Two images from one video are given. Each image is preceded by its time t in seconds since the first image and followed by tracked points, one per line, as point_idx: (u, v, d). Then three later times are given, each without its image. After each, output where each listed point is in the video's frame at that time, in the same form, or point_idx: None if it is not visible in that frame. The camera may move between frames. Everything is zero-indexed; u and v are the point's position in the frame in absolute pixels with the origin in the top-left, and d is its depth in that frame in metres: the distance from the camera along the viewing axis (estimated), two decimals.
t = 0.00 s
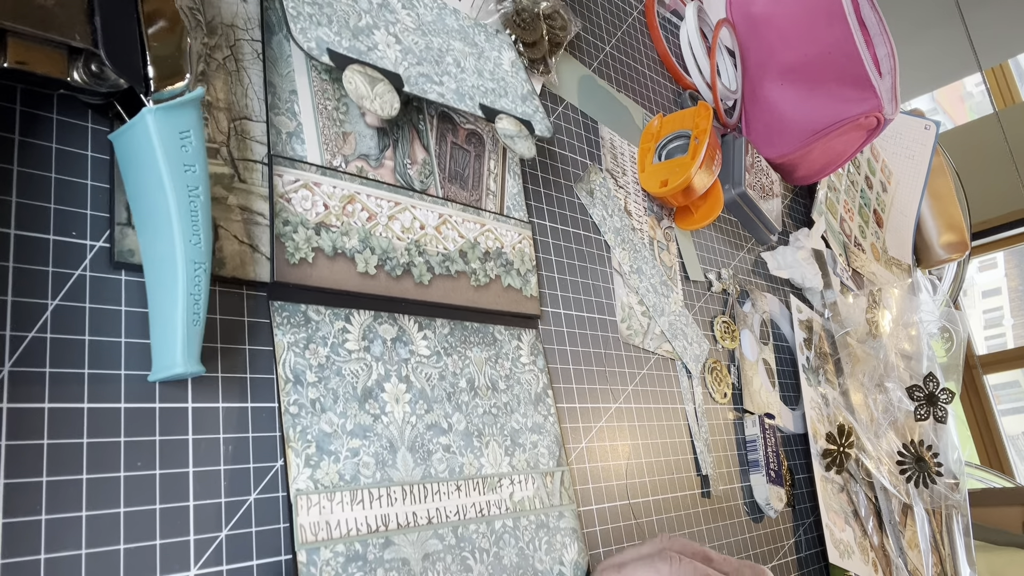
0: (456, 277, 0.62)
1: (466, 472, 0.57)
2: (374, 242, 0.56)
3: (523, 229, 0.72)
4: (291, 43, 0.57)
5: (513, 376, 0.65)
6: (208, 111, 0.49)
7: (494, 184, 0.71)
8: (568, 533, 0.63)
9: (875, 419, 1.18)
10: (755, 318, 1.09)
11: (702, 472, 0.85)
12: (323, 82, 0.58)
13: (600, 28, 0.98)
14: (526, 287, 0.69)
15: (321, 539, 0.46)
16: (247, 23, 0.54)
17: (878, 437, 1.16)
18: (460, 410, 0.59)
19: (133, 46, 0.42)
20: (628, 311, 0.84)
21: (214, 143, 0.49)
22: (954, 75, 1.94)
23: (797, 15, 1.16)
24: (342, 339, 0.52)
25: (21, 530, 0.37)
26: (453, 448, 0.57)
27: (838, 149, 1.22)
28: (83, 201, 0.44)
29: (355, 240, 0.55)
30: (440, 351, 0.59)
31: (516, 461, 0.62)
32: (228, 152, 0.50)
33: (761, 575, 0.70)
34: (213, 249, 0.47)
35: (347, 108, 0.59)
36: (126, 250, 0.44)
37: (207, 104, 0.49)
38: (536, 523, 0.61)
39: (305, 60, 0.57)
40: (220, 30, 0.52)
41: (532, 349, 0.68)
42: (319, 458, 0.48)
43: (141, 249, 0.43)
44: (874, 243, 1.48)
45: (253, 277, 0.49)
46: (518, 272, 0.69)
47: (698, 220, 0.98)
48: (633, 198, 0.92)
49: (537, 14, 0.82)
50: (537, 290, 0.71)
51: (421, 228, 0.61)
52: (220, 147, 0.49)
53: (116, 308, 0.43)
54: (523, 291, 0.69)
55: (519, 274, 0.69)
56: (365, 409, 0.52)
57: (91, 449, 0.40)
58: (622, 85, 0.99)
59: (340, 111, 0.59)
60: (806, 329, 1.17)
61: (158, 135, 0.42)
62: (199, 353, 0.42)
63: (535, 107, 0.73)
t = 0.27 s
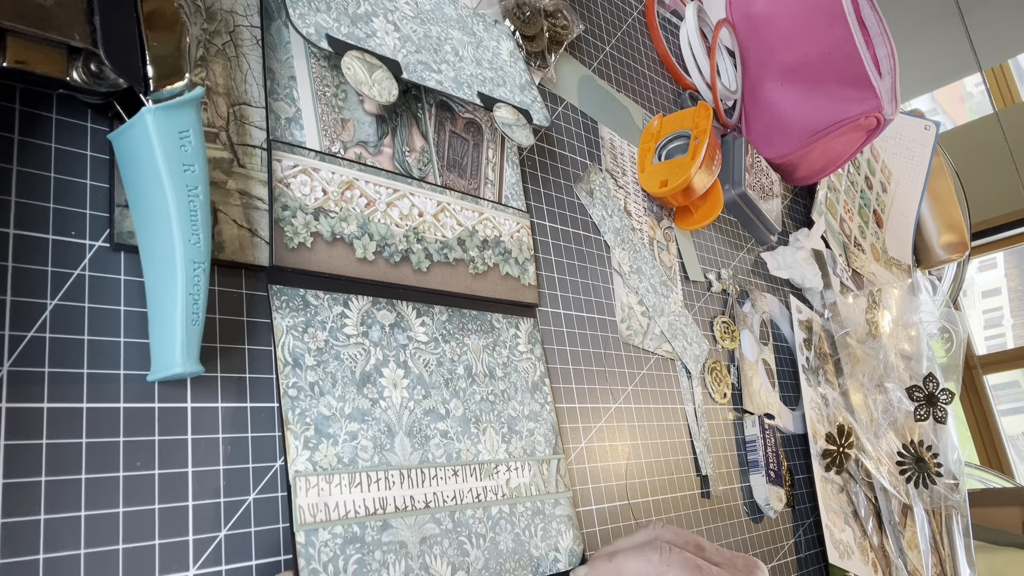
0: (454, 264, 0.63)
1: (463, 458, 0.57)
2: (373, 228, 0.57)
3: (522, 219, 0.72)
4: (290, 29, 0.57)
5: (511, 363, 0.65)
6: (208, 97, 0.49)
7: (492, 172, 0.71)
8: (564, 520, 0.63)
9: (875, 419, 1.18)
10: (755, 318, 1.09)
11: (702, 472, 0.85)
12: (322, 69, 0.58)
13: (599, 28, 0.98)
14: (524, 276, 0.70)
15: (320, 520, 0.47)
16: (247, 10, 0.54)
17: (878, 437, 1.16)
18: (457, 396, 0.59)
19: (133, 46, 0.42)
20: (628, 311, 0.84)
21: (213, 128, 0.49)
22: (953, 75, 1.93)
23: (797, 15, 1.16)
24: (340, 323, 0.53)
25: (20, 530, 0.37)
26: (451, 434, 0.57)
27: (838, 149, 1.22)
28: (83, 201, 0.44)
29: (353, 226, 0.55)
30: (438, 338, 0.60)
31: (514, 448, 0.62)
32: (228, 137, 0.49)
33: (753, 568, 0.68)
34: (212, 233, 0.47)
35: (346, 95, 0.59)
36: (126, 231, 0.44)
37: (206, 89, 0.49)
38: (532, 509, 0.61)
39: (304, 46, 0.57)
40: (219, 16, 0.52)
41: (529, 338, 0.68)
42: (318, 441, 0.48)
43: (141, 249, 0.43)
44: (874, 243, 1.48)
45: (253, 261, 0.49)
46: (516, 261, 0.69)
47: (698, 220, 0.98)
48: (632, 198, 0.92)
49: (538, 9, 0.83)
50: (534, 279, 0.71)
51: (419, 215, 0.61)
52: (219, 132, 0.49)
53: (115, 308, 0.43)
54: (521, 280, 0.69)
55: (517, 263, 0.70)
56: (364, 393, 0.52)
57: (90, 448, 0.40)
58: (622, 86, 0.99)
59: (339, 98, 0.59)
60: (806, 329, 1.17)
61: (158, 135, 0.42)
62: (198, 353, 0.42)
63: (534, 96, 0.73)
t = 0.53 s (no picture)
0: (454, 265, 0.63)
1: (461, 459, 0.57)
2: (373, 228, 0.57)
3: (522, 219, 0.72)
4: (289, 30, 0.57)
5: (511, 364, 0.65)
6: (208, 97, 0.49)
7: (493, 173, 0.71)
8: (562, 521, 0.63)
9: (875, 420, 1.18)
10: (755, 319, 1.09)
11: (702, 472, 0.85)
12: (322, 70, 0.58)
13: (600, 28, 0.98)
14: (524, 276, 0.70)
15: (316, 522, 0.46)
16: (247, 9, 0.54)
17: (878, 437, 1.16)
18: (456, 397, 0.59)
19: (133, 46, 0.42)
20: (628, 311, 0.84)
21: (213, 129, 0.49)
22: (953, 76, 1.93)
23: (797, 15, 1.16)
24: (340, 325, 0.53)
25: (20, 530, 0.37)
26: (450, 435, 0.57)
27: (838, 149, 1.22)
28: (83, 201, 0.44)
29: (354, 226, 0.55)
30: (438, 338, 0.59)
31: (512, 449, 0.62)
32: (228, 137, 0.49)
33: None
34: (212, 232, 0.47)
35: (346, 95, 0.59)
36: (126, 231, 0.44)
37: (207, 89, 0.49)
38: (530, 510, 0.61)
39: (304, 47, 0.57)
40: (219, 16, 0.52)
41: (529, 339, 0.68)
42: (316, 442, 0.48)
43: (141, 250, 0.43)
44: (874, 243, 1.48)
45: (253, 262, 0.48)
46: (516, 261, 0.69)
47: (698, 220, 0.98)
48: (632, 198, 0.92)
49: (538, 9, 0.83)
50: (535, 279, 0.71)
51: (419, 216, 0.61)
52: (220, 132, 0.49)
53: (115, 308, 0.43)
54: (521, 281, 0.69)
55: (517, 263, 0.69)
56: (362, 394, 0.52)
57: (90, 449, 0.40)
58: (622, 86, 0.99)
59: (339, 99, 0.59)
60: (806, 329, 1.17)
61: (158, 135, 0.42)
62: (198, 354, 0.42)
63: (534, 96, 0.73)
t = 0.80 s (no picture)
0: (454, 264, 0.63)
1: (459, 460, 0.57)
2: (373, 228, 0.57)
3: (522, 219, 0.72)
4: (289, 30, 0.57)
5: (510, 364, 0.65)
6: (208, 98, 0.49)
7: (493, 173, 0.71)
8: (560, 521, 0.63)
9: (875, 419, 1.18)
10: (755, 319, 1.09)
11: (702, 472, 0.85)
12: (322, 70, 0.58)
13: (600, 28, 0.98)
14: (524, 276, 0.70)
15: (312, 524, 0.46)
16: (247, 10, 0.54)
17: (878, 437, 1.16)
18: (455, 398, 0.59)
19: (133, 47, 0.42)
20: (628, 311, 0.84)
21: (214, 129, 0.49)
22: (953, 76, 1.94)
23: (797, 15, 1.16)
24: (339, 325, 0.53)
25: (20, 530, 0.37)
26: (448, 436, 0.57)
27: (838, 149, 1.22)
28: (83, 201, 0.44)
29: (354, 226, 0.56)
30: (438, 338, 0.60)
31: (511, 450, 0.62)
32: (228, 137, 0.50)
33: None
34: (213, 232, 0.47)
35: (346, 96, 0.59)
36: (127, 231, 0.44)
37: (207, 89, 0.49)
38: (528, 510, 0.61)
39: (304, 47, 0.57)
40: (219, 16, 0.52)
41: (529, 338, 0.68)
42: (313, 444, 0.48)
43: (141, 250, 0.43)
44: (874, 243, 1.48)
45: (253, 262, 0.49)
46: (516, 261, 0.69)
47: (698, 220, 0.98)
48: (632, 198, 0.93)
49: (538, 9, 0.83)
50: (535, 279, 0.71)
51: (419, 216, 0.61)
52: (220, 133, 0.49)
53: (116, 308, 0.43)
54: (521, 281, 0.69)
55: (517, 263, 0.70)
56: (361, 395, 0.52)
57: (91, 449, 0.40)
58: (622, 86, 0.99)
59: (339, 99, 0.59)
60: (806, 329, 1.17)
61: (158, 135, 0.42)
62: (199, 354, 0.43)
63: (534, 96, 0.73)
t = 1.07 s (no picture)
0: (454, 264, 0.63)
1: (455, 461, 0.57)
2: (373, 228, 0.57)
3: (522, 219, 0.72)
4: (289, 30, 0.57)
5: (509, 364, 0.65)
6: (209, 98, 0.49)
7: (493, 173, 0.71)
8: (553, 521, 0.63)
9: (875, 419, 1.18)
10: (755, 318, 1.09)
11: (702, 472, 0.85)
12: (322, 70, 0.58)
13: (600, 28, 0.98)
14: (524, 276, 0.70)
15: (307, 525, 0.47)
16: (247, 10, 0.54)
17: (878, 437, 1.16)
18: (452, 399, 0.59)
19: (133, 47, 0.42)
20: (628, 311, 0.84)
21: (214, 128, 0.49)
22: (953, 76, 1.95)
23: (797, 15, 1.16)
24: (338, 326, 0.53)
25: (20, 529, 0.37)
26: (444, 437, 0.57)
27: (838, 149, 1.22)
28: (84, 201, 0.44)
29: (354, 226, 0.56)
30: (437, 339, 0.60)
31: (507, 451, 0.62)
32: (229, 137, 0.50)
33: None
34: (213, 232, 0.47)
35: (346, 96, 0.59)
36: (127, 231, 0.44)
37: (207, 89, 0.49)
38: (521, 511, 0.61)
39: (304, 47, 0.57)
40: (219, 16, 0.52)
41: (528, 339, 0.68)
42: (309, 445, 0.48)
43: (141, 250, 0.43)
44: (874, 243, 1.48)
45: (253, 262, 0.49)
46: (516, 261, 0.69)
47: (698, 220, 0.98)
48: (632, 197, 0.92)
49: (538, 9, 0.83)
50: (535, 279, 0.71)
51: (420, 216, 0.61)
52: (221, 133, 0.49)
53: (116, 308, 0.43)
54: (521, 281, 0.69)
55: (517, 263, 0.70)
56: (358, 396, 0.52)
57: (91, 449, 0.40)
58: (622, 85, 0.99)
59: (339, 99, 0.59)
60: (806, 329, 1.17)
61: (158, 136, 0.42)
62: (199, 354, 0.43)
63: (534, 96, 0.73)
